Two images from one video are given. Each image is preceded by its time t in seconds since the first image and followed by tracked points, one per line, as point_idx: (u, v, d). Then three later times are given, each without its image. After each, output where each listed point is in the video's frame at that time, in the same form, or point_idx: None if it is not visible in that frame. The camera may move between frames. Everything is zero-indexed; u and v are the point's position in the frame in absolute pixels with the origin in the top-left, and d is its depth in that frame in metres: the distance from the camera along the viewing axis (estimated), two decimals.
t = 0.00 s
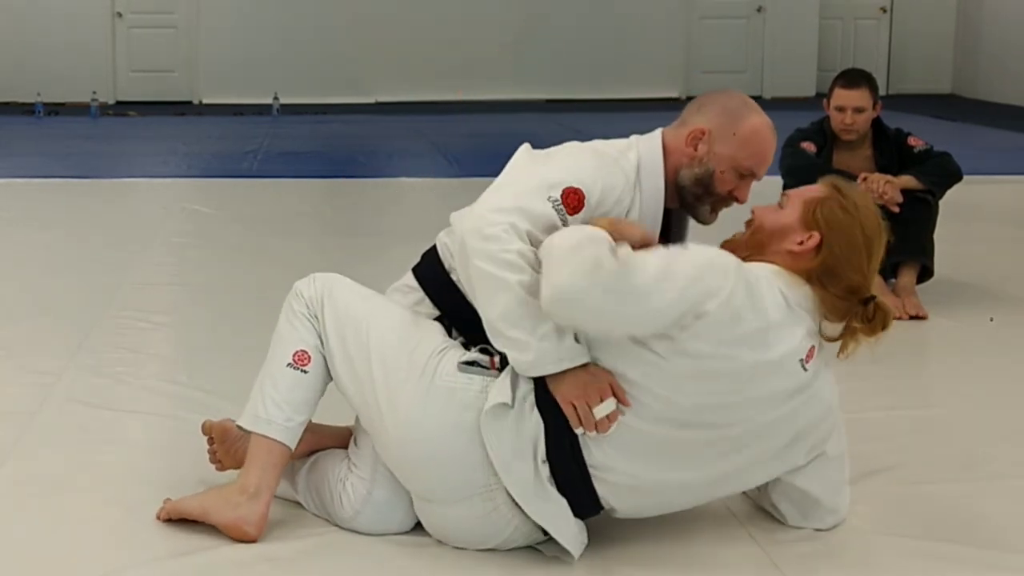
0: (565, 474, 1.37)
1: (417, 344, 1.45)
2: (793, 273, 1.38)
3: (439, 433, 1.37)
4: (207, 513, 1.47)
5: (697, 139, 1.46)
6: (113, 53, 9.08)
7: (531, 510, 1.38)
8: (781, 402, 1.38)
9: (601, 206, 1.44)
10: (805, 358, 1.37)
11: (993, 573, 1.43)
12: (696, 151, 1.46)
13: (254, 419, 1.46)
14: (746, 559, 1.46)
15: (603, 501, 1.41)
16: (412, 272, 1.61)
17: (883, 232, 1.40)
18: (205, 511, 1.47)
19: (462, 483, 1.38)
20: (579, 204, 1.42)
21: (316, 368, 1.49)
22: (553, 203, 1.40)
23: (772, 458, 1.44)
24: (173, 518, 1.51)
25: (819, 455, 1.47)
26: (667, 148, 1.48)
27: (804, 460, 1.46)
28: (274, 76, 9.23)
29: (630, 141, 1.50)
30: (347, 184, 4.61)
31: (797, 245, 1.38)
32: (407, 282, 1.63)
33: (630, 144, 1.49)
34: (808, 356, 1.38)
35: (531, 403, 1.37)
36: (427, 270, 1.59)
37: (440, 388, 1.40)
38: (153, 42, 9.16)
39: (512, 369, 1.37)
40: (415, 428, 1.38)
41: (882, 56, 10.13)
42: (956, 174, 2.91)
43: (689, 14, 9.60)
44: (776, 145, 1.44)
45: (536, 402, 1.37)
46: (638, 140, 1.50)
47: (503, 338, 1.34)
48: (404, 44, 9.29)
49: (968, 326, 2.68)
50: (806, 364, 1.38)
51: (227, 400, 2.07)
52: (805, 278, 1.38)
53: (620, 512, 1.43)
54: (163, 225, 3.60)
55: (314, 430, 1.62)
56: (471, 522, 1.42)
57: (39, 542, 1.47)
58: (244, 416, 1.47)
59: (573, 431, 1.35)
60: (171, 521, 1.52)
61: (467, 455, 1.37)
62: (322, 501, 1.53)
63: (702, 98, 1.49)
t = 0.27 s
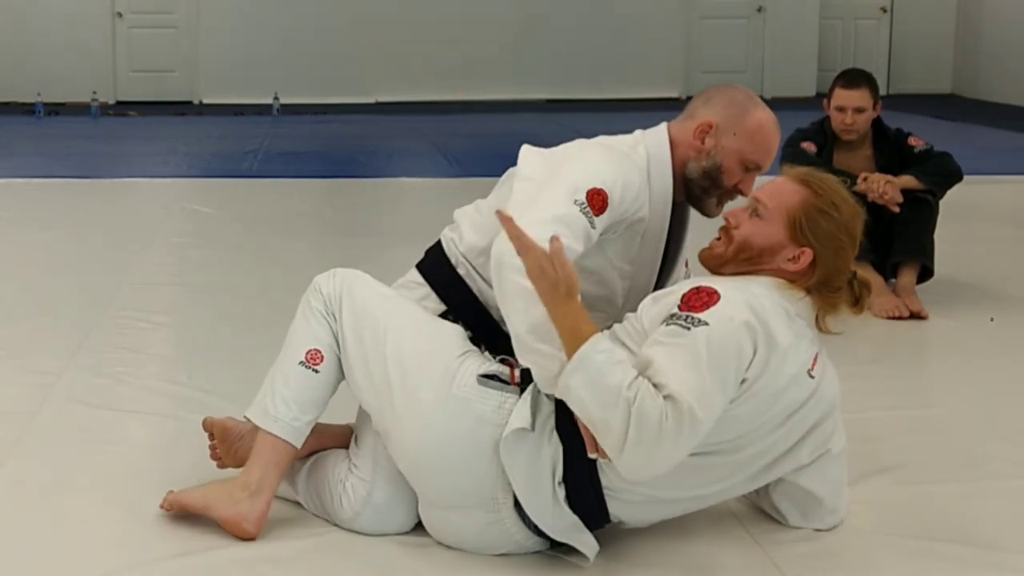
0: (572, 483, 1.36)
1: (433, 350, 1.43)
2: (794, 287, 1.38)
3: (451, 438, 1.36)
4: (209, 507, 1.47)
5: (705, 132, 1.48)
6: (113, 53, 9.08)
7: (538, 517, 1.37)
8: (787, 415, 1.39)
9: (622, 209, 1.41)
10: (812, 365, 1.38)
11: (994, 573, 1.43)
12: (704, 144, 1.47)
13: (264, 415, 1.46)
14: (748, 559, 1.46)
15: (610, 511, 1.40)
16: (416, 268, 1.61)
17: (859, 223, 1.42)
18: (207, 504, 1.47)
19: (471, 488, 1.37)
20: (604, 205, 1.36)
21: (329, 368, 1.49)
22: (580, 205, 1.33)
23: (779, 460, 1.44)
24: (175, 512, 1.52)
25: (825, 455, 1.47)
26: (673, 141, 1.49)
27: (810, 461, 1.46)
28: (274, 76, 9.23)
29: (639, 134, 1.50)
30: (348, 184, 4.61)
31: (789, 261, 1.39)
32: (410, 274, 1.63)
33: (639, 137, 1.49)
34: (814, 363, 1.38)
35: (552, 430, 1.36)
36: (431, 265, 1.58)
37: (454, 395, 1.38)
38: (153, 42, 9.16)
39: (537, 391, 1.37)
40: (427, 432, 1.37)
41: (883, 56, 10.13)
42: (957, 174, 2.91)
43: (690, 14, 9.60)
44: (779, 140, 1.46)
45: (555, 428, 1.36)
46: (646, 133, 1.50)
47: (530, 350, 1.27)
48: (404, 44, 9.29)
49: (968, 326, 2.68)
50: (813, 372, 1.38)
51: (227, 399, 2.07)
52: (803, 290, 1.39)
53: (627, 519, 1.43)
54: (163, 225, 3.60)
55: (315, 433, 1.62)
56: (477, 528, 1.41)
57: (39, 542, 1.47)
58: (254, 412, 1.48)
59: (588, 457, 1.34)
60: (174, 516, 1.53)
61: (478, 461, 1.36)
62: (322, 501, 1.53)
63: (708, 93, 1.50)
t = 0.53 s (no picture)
0: (567, 482, 1.36)
1: (428, 348, 1.43)
2: (791, 279, 1.39)
3: (443, 438, 1.36)
4: (208, 508, 1.47)
5: (704, 127, 1.45)
6: (114, 53, 9.08)
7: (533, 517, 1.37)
8: (785, 406, 1.38)
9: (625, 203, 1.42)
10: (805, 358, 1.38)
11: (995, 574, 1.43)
12: (703, 139, 1.45)
13: (261, 415, 1.46)
14: (749, 559, 1.46)
15: (608, 511, 1.40)
16: (417, 269, 1.61)
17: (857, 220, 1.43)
18: (206, 506, 1.47)
19: (464, 488, 1.37)
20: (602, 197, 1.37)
21: (327, 367, 1.49)
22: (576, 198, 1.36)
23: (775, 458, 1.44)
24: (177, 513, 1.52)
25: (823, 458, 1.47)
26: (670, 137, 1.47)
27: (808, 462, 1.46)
28: (274, 76, 9.23)
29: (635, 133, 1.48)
30: (348, 184, 4.61)
31: (784, 253, 1.40)
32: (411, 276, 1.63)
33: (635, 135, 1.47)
34: (808, 355, 1.39)
35: (542, 421, 1.35)
36: (433, 265, 1.59)
37: (447, 396, 1.38)
38: (154, 42, 9.16)
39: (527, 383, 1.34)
40: (419, 433, 1.36)
41: (883, 56, 10.12)
42: (956, 174, 2.91)
43: (690, 14, 9.60)
44: (776, 134, 1.44)
45: (546, 416, 1.35)
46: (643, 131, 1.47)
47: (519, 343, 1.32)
48: (405, 44, 9.29)
49: (969, 326, 2.67)
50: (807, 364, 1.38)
51: (227, 399, 2.07)
52: (798, 282, 1.40)
53: (626, 521, 1.43)
54: (163, 225, 3.60)
55: (315, 432, 1.62)
56: (472, 522, 1.41)
57: (40, 541, 1.47)
58: (252, 412, 1.48)
59: (577, 447, 1.33)
60: (177, 517, 1.53)
61: (469, 461, 1.35)
62: (322, 501, 1.53)
63: (705, 89, 1.48)
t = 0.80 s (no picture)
0: (563, 479, 1.35)
1: (420, 344, 1.44)
2: (791, 267, 1.42)
3: (437, 435, 1.36)
4: (209, 508, 1.47)
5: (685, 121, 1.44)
6: (114, 53, 9.08)
7: (533, 516, 1.36)
8: (785, 393, 1.36)
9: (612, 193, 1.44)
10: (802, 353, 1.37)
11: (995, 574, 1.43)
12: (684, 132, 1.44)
13: (261, 415, 1.46)
14: (750, 560, 1.46)
15: (605, 506, 1.39)
16: (411, 275, 1.61)
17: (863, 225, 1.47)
18: (207, 506, 1.47)
19: (457, 486, 1.37)
20: (585, 188, 1.39)
21: (323, 367, 1.49)
22: (559, 189, 1.37)
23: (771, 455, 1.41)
24: (178, 514, 1.52)
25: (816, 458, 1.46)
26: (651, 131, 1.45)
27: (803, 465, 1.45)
28: (274, 76, 9.23)
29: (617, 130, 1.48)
30: (348, 184, 4.61)
31: (785, 244, 1.45)
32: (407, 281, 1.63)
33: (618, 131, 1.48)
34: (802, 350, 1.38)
35: (531, 405, 1.36)
36: (426, 268, 1.59)
37: (440, 393, 1.38)
38: (154, 42, 9.16)
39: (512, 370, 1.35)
40: (413, 431, 1.37)
41: (883, 56, 10.11)
42: (957, 174, 2.91)
43: (690, 14, 9.59)
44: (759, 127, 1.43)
45: (534, 401, 1.36)
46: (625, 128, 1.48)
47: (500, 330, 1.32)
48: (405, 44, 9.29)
49: (969, 326, 2.67)
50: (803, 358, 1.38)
51: (227, 400, 2.07)
52: (799, 270, 1.44)
53: (624, 521, 1.42)
54: (163, 225, 3.60)
55: (315, 432, 1.62)
56: (466, 517, 1.41)
57: (40, 541, 1.47)
58: (252, 412, 1.48)
59: (564, 423, 1.33)
60: (178, 518, 1.53)
61: (462, 458, 1.36)
62: (322, 500, 1.53)
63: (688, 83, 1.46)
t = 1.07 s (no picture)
0: (559, 475, 1.35)
1: (415, 343, 1.44)
2: (789, 266, 1.43)
3: (433, 437, 1.36)
4: (208, 509, 1.47)
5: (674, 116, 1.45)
6: (114, 53, 9.08)
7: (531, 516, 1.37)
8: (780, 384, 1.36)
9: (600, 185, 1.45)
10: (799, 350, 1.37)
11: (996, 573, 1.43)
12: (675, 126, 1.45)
13: (259, 415, 1.46)
14: (750, 559, 1.46)
15: (603, 505, 1.38)
16: (405, 277, 1.61)
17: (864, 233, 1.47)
18: (206, 507, 1.47)
19: (455, 486, 1.37)
20: (575, 182, 1.40)
21: (321, 367, 1.49)
22: (549, 182, 1.38)
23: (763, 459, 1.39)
24: (179, 515, 1.52)
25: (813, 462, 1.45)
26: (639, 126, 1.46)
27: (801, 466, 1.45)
28: (274, 76, 9.23)
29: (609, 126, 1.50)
30: (348, 184, 4.61)
31: (784, 247, 1.45)
32: (402, 283, 1.63)
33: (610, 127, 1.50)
34: (802, 348, 1.38)
35: (525, 399, 1.35)
36: (423, 269, 1.58)
37: (435, 394, 1.38)
38: (153, 42, 9.16)
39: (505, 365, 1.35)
40: (411, 431, 1.37)
41: (883, 56, 10.11)
42: (957, 174, 2.91)
43: (690, 14, 9.59)
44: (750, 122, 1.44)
45: (529, 397, 1.35)
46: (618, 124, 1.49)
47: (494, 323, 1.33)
48: (404, 44, 9.29)
49: (970, 325, 2.67)
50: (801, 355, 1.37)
51: (227, 400, 2.07)
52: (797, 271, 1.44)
53: (623, 521, 1.42)
54: (162, 225, 3.60)
55: (314, 432, 1.62)
56: (462, 516, 1.40)
57: (40, 541, 1.47)
58: (250, 413, 1.47)
59: (556, 409, 1.32)
60: (178, 518, 1.53)
61: (458, 459, 1.36)
62: (322, 499, 1.53)
63: (678, 78, 1.48)
